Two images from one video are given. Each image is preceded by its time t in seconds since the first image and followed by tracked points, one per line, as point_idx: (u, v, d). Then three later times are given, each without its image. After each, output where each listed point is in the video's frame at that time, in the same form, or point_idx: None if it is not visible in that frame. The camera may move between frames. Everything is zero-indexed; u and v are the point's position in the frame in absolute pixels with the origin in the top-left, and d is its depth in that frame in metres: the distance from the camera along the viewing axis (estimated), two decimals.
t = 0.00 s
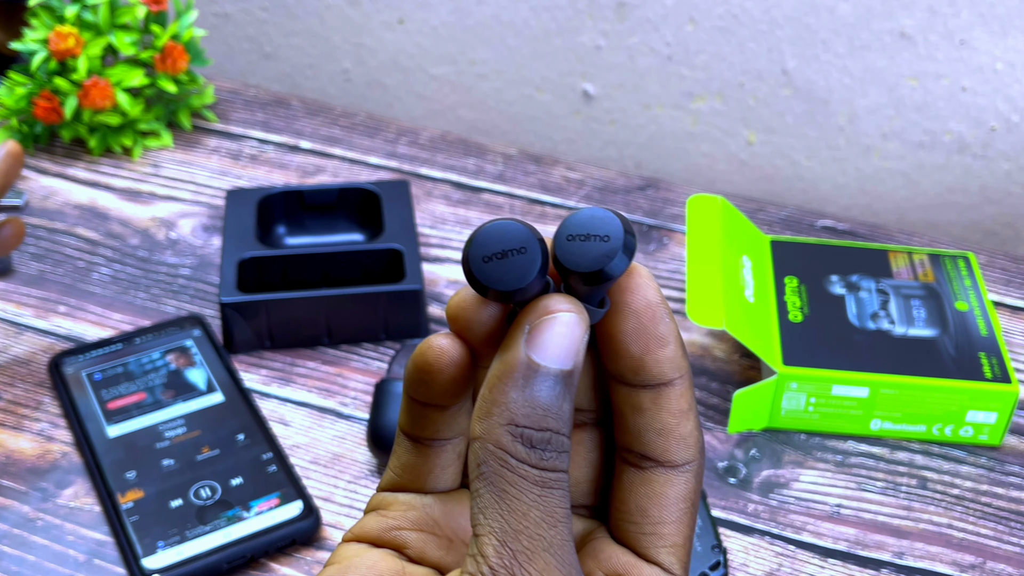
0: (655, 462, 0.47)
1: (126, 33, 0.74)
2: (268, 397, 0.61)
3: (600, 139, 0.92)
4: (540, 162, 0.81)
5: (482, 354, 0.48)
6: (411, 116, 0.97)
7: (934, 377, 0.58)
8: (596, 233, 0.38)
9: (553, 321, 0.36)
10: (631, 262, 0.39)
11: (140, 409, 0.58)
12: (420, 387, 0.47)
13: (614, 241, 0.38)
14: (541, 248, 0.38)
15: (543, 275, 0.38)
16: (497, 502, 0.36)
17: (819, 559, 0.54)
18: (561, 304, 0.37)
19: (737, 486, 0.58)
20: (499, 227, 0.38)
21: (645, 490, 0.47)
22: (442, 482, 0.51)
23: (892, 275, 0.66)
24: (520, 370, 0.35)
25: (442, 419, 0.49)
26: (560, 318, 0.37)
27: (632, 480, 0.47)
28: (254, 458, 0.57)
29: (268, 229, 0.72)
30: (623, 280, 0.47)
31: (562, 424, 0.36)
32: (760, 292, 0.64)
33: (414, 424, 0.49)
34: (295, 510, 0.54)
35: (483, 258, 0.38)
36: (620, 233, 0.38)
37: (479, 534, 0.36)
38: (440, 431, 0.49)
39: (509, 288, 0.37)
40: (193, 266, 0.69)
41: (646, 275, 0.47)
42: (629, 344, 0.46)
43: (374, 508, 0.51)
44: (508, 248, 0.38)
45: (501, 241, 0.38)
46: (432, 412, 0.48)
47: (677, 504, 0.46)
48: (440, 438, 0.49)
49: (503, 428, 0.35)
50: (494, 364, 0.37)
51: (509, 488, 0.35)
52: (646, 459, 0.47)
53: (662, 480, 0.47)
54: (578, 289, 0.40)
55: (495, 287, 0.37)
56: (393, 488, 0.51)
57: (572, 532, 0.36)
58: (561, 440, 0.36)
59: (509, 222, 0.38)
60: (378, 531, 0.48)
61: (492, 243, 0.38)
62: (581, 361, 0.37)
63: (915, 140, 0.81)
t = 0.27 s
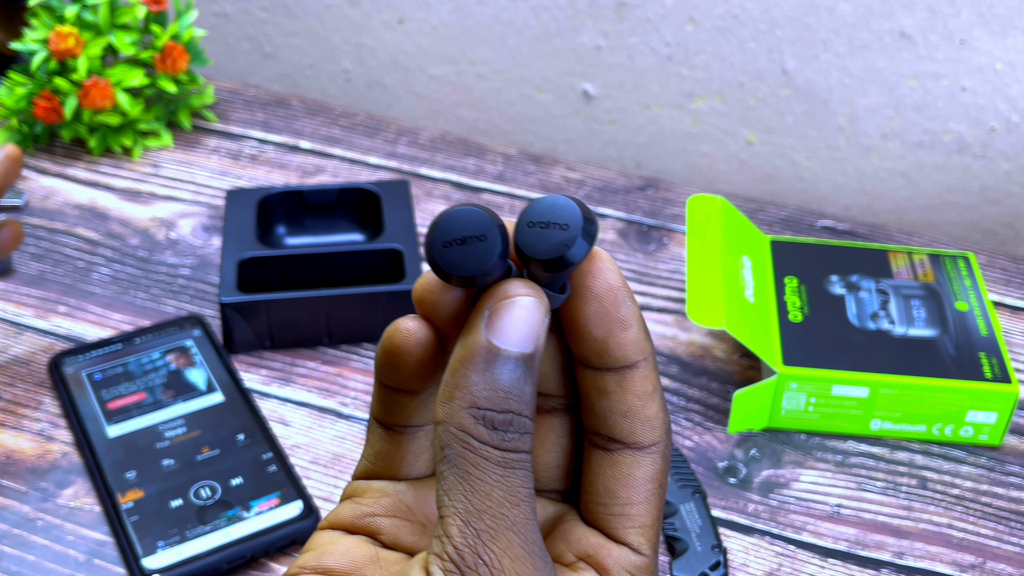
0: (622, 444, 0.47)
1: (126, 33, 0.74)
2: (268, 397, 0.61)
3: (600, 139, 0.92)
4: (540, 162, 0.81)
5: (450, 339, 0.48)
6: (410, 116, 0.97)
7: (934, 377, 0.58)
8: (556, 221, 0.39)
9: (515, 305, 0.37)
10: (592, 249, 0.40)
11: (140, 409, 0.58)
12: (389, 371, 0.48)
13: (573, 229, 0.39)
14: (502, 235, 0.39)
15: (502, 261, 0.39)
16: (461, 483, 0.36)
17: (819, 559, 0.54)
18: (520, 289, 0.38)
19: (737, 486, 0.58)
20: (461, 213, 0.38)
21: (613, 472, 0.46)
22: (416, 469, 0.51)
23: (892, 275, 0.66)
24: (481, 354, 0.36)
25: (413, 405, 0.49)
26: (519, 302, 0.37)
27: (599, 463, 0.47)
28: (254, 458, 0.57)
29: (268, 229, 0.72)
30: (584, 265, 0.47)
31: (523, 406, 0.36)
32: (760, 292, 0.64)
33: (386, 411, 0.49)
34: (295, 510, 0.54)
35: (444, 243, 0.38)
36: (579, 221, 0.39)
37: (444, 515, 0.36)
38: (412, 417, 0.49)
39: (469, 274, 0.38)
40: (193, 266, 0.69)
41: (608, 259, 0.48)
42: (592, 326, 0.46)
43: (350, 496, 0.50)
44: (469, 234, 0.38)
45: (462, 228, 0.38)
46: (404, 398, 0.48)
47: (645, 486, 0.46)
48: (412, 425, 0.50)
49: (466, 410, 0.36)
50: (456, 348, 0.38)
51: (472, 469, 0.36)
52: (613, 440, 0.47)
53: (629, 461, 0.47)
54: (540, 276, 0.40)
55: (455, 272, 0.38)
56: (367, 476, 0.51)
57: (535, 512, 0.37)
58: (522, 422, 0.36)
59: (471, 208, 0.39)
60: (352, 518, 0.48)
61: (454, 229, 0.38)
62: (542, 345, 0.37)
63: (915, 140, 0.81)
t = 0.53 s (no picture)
0: (615, 427, 0.47)
1: (126, 33, 0.74)
2: (268, 397, 0.61)
3: (600, 139, 0.92)
4: (540, 162, 0.81)
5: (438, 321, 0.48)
6: (410, 116, 0.97)
7: (935, 377, 0.57)
8: (540, 203, 0.39)
9: (503, 288, 0.37)
10: (578, 230, 0.39)
11: (140, 409, 0.58)
12: (382, 356, 0.49)
13: (557, 210, 0.38)
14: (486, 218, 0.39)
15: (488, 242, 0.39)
16: (450, 465, 0.36)
17: (819, 559, 0.54)
18: (506, 270, 0.38)
19: (737, 486, 0.58)
20: (445, 196, 0.39)
21: (606, 455, 0.46)
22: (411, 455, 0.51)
23: (892, 275, 0.66)
24: (468, 336, 0.36)
25: (405, 391, 0.49)
26: (506, 284, 0.37)
27: (592, 446, 0.47)
28: (254, 458, 0.57)
29: (268, 229, 0.72)
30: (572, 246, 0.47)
31: (511, 387, 0.36)
32: (760, 292, 0.64)
33: (379, 397, 0.50)
34: (294, 511, 0.54)
35: (427, 225, 0.38)
36: (563, 202, 0.39)
37: (433, 497, 0.36)
38: (405, 403, 0.50)
39: (452, 255, 0.38)
40: (193, 266, 0.69)
41: (596, 241, 0.47)
42: (581, 308, 0.46)
43: (345, 483, 0.50)
44: (452, 217, 0.38)
45: (445, 210, 0.38)
46: (396, 383, 0.49)
47: (640, 469, 0.46)
48: (406, 411, 0.50)
49: (455, 392, 0.36)
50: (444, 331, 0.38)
51: (462, 451, 0.35)
52: (606, 423, 0.47)
53: (622, 444, 0.47)
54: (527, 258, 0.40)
55: (438, 253, 0.38)
56: (363, 464, 0.51)
57: (524, 493, 0.37)
58: (511, 403, 0.36)
59: (457, 191, 0.39)
60: (347, 504, 0.48)
61: (437, 210, 0.38)
62: (530, 327, 0.37)
63: (914, 140, 0.81)
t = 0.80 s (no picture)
0: (613, 446, 0.47)
1: (126, 33, 0.74)
2: (267, 397, 0.61)
3: (600, 139, 0.92)
4: (540, 162, 0.81)
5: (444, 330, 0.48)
6: (410, 116, 0.97)
7: (935, 377, 0.57)
8: (544, 234, 0.39)
9: (498, 305, 0.37)
10: (577, 264, 0.40)
11: (140, 409, 0.58)
12: (388, 370, 0.48)
13: (559, 244, 0.39)
14: (493, 236, 0.39)
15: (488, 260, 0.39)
16: (449, 480, 0.36)
17: (819, 558, 0.54)
18: (502, 290, 0.39)
19: (737, 486, 0.58)
20: (456, 207, 0.38)
21: (605, 473, 0.46)
22: (415, 471, 0.51)
23: (892, 275, 0.66)
24: (465, 353, 0.36)
25: (410, 407, 0.49)
26: (502, 303, 0.37)
27: (591, 464, 0.47)
28: (254, 458, 0.57)
29: (268, 229, 0.72)
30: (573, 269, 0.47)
31: (509, 402, 0.36)
32: (760, 292, 0.64)
33: (385, 412, 0.50)
34: (294, 511, 0.54)
35: (434, 234, 0.38)
36: (567, 236, 0.39)
37: (433, 511, 0.36)
38: (409, 419, 0.50)
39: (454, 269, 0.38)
40: (193, 266, 0.69)
41: (596, 265, 0.47)
42: (580, 330, 0.46)
43: (349, 499, 0.50)
44: (459, 231, 0.38)
45: (455, 224, 0.38)
46: (402, 398, 0.49)
47: (638, 487, 0.46)
48: (410, 427, 0.50)
49: (453, 408, 0.36)
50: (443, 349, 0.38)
51: (461, 465, 0.35)
52: (605, 443, 0.47)
53: (620, 463, 0.47)
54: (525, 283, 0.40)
55: (440, 265, 0.38)
56: (367, 480, 0.51)
57: (522, 507, 0.37)
58: (508, 418, 0.36)
59: (471, 204, 0.39)
60: (351, 520, 0.48)
61: (446, 221, 0.38)
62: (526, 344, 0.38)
63: (914, 140, 0.81)
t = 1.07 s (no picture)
0: (601, 437, 0.47)
1: (126, 33, 0.74)
2: (268, 397, 0.61)
3: (600, 139, 0.92)
4: (540, 162, 0.81)
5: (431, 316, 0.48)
6: (410, 116, 0.97)
7: (935, 377, 0.58)
8: (525, 227, 0.39)
9: (478, 296, 0.37)
10: (558, 257, 0.40)
11: (140, 409, 0.58)
12: (377, 361, 0.48)
13: (540, 238, 0.39)
14: (480, 223, 0.39)
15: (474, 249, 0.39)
16: (439, 470, 0.36)
17: (819, 558, 0.54)
18: (483, 280, 0.39)
19: (737, 486, 0.58)
20: (445, 193, 0.39)
21: (594, 464, 0.46)
22: (404, 466, 0.51)
23: (892, 275, 0.66)
24: (449, 344, 0.36)
25: (398, 399, 0.49)
26: (484, 293, 0.38)
27: (580, 455, 0.47)
28: (254, 458, 0.57)
29: (268, 229, 0.72)
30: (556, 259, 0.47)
31: (495, 390, 0.37)
32: (760, 292, 0.64)
33: (373, 407, 0.49)
34: (294, 510, 0.54)
35: (422, 217, 0.38)
36: (548, 229, 0.39)
37: (424, 502, 0.36)
38: (398, 412, 0.50)
39: (439, 255, 0.39)
40: (193, 266, 0.69)
41: (580, 256, 0.47)
42: (564, 321, 0.46)
43: (340, 494, 0.50)
44: (447, 217, 0.38)
45: (443, 209, 0.38)
46: (390, 391, 0.49)
47: (627, 477, 0.46)
48: (398, 420, 0.50)
49: (439, 398, 0.36)
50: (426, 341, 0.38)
51: (450, 455, 0.35)
52: (591, 433, 0.47)
53: (608, 453, 0.47)
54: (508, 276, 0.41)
55: (426, 251, 0.39)
56: (356, 476, 0.51)
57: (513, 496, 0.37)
58: (496, 407, 0.36)
59: (461, 192, 0.39)
60: (341, 515, 0.48)
61: (434, 206, 0.39)
62: (508, 333, 0.38)
63: (915, 139, 0.81)
